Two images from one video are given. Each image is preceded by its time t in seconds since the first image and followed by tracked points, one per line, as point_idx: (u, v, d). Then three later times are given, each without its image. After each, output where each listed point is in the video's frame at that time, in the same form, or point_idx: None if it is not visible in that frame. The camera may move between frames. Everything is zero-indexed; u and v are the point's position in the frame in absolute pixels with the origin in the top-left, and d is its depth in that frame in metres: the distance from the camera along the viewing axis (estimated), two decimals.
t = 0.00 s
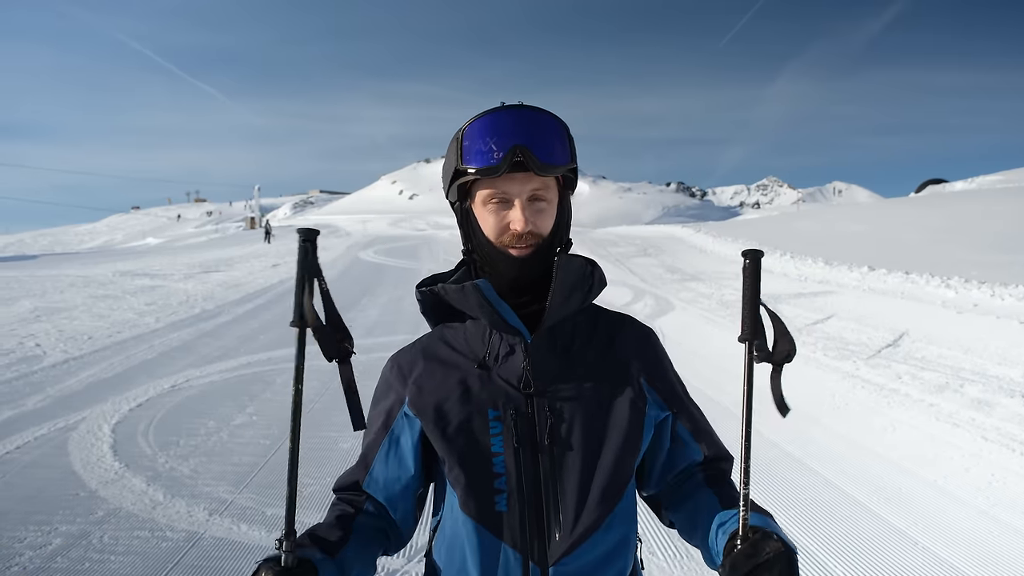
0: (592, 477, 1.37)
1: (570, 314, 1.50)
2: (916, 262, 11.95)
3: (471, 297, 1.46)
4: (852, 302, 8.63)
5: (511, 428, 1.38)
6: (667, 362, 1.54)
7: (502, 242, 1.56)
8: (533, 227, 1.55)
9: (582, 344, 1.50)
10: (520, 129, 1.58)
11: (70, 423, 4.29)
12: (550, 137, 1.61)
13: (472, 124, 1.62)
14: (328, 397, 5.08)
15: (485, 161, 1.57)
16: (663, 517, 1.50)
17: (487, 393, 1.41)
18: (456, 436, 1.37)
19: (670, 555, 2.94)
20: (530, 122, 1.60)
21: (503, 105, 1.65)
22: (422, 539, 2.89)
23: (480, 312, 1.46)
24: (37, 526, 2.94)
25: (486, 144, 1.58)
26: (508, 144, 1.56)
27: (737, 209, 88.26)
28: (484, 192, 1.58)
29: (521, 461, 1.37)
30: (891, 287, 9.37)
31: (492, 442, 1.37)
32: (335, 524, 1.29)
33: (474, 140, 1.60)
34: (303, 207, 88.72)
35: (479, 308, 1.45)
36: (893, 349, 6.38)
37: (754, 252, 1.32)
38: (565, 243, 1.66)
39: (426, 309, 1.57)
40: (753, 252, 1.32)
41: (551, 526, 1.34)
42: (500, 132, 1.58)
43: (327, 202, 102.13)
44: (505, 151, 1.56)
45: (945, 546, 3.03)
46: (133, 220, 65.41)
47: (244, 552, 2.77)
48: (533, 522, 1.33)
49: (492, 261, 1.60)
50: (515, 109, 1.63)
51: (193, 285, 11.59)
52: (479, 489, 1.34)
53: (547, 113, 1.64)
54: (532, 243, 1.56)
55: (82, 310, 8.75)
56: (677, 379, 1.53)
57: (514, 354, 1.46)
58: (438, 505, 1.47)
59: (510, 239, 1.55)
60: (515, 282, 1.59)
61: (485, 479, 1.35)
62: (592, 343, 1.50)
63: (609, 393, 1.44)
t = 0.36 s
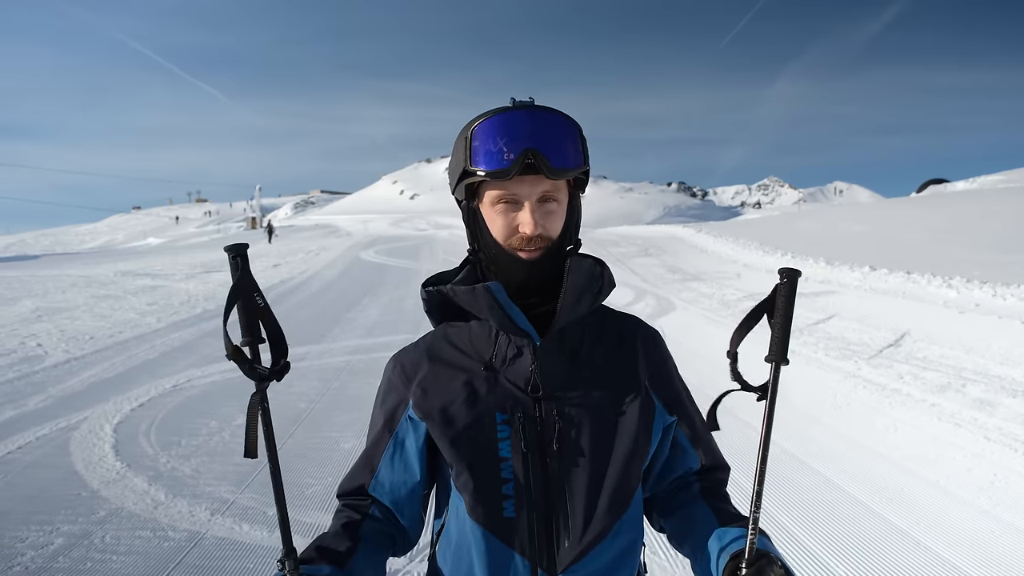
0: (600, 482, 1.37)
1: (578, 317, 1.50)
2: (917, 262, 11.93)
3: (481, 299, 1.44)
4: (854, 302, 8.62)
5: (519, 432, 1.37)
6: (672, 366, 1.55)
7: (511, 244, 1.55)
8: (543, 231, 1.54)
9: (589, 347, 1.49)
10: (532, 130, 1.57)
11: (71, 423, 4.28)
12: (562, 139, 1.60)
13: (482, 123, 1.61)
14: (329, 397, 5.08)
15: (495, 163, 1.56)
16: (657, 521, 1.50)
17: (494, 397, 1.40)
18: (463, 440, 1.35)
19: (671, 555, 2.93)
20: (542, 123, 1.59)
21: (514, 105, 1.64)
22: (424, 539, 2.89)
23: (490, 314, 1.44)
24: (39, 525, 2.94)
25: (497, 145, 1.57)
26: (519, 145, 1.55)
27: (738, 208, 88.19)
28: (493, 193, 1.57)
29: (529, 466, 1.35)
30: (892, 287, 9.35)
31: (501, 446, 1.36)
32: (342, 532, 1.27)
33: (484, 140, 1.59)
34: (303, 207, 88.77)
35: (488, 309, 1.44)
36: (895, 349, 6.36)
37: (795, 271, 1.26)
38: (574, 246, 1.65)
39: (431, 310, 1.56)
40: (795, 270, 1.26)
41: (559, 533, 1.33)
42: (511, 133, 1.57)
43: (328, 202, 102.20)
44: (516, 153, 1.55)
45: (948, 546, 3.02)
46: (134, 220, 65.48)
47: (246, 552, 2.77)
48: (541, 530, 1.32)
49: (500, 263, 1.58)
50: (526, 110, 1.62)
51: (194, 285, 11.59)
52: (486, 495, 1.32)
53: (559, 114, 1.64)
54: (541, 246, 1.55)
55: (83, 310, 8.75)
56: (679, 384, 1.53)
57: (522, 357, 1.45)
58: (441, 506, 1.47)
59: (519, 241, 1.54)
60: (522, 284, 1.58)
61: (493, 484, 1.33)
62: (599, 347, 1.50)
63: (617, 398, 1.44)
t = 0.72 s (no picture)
0: (601, 484, 1.37)
1: (580, 315, 1.50)
2: (918, 262, 11.92)
3: (481, 298, 1.44)
4: (855, 302, 8.61)
5: (520, 433, 1.37)
6: (676, 364, 1.55)
7: (512, 240, 1.55)
8: (543, 226, 1.54)
9: (591, 346, 1.49)
10: (531, 123, 1.57)
11: (72, 423, 4.28)
12: (562, 132, 1.59)
13: (481, 115, 1.61)
14: (329, 397, 5.07)
15: (494, 157, 1.55)
16: (661, 521, 1.50)
17: (494, 397, 1.40)
18: (463, 441, 1.35)
19: (673, 554, 2.92)
20: (541, 115, 1.59)
21: (514, 98, 1.64)
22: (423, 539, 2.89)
23: (490, 313, 1.44)
24: (39, 525, 2.94)
25: (496, 138, 1.56)
26: (519, 137, 1.55)
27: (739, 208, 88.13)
28: (493, 187, 1.56)
29: (529, 467, 1.35)
30: (893, 287, 9.35)
31: (501, 447, 1.36)
32: (346, 535, 1.27)
33: (483, 133, 1.59)
34: (303, 207, 88.76)
35: (488, 308, 1.44)
36: (895, 349, 6.36)
37: (786, 268, 1.23)
38: (575, 241, 1.64)
39: (430, 309, 1.56)
40: (786, 267, 1.23)
41: (560, 536, 1.33)
42: (510, 126, 1.56)
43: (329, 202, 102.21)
44: (515, 145, 1.55)
45: (949, 546, 3.02)
46: (135, 220, 65.49)
47: (247, 552, 2.76)
48: (542, 532, 1.32)
49: (500, 260, 1.58)
50: (526, 102, 1.61)
51: (195, 285, 11.59)
52: (486, 497, 1.32)
53: (559, 106, 1.63)
54: (541, 242, 1.55)
55: (84, 310, 8.75)
56: (682, 383, 1.53)
57: (523, 356, 1.45)
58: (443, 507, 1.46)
59: (519, 237, 1.53)
60: (524, 282, 1.58)
61: (493, 485, 1.33)
62: (601, 346, 1.50)
63: (618, 399, 1.43)
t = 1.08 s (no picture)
0: (604, 483, 1.37)
1: (581, 313, 1.50)
2: (918, 262, 11.91)
3: (482, 295, 1.43)
4: (855, 302, 8.60)
5: (522, 432, 1.37)
6: (676, 362, 1.55)
7: (510, 240, 1.55)
8: (541, 225, 1.54)
9: (593, 345, 1.49)
10: (527, 121, 1.56)
11: (72, 423, 4.28)
12: (558, 130, 1.59)
13: (477, 115, 1.60)
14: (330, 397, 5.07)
15: (490, 157, 1.55)
16: (660, 519, 1.51)
17: (497, 395, 1.39)
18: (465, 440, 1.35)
19: (673, 554, 2.92)
20: (537, 113, 1.59)
21: (510, 96, 1.63)
22: (423, 539, 2.89)
23: (492, 311, 1.43)
24: (40, 525, 2.94)
25: (491, 137, 1.56)
26: (515, 137, 1.55)
27: (738, 208, 88.11)
28: (490, 187, 1.56)
29: (533, 466, 1.35)
30: (894, 287, 9.34)
31: (504, 446, 1.35)
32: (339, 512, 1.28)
33: (479, 133, 1.59)
34: (304, 207, 88.78)
35: (489, 306, 1.43)
36: (896, 349, 6.35)
37: (765, 269, 1.26)
38: (574, 239, 1.65)
39: (429, 307, 1.56)
40: (765, 268, 1.26)
41: (564, 536, 1.33)
42: (505, 126, 1.56)
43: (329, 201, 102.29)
44: (511, 144, 1.54)
45: (949, 546, 3.02)
46: (136, 220, 65.51)
47: (247, 552, 2.76)
48: (546, 532, 1.32)
49: (498, 260, 1.58)
50: (521, 100, 1.60)
51: (196, 285, 11.60)
52: (489, 497, 1.32)
53: (556, 104, 1.63)
54: (539, 242, 1.55)
55: (85, 310, 8.76)
56: (682, 380, 1.53)
57: (525, 354, 1.45)
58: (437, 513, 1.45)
59: (517, 237, 1.54)
60: (524, 282, 1.59)
61: (495, 484, 1.33)
62: (603, 343, 1.50)
63: (621, 397, 1.43)
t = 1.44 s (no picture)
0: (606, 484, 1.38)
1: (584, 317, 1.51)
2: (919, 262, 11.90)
3: (496, 295, 1.43)
4: (856, 302, 8.60)
5: (525, 435, 1.36)
6: (660, 369, 1.59)
7: (521, 244, 1.53)
8: (554, 230, 1.54)
9: (590, 349, 1.51)
10: (541, 128, 1.56)
11: (73, 423, 4.29)
12: (573, 137, 1.60)
13: (491, 119, 1.58)
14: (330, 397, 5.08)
15: (506, 161, 1.54)
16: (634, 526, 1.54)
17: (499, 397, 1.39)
18: (469, 442, 1.34)
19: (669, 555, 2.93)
20: (552, 120, 1.59)
21: (522, 102, 1.63)
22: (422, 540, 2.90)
23: (501, 313, 1.43)
24: (40, 525, 2.94)
25: (507, 142, 1.55)
26: (531, 143, 1.55)
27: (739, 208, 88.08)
28: (502, 190, 1.55)
29: (535, 469, 1.35)
30: (894, 287, 9.34)
31: (506, 449, 1.35)
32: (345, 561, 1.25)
33: (492, 136, 1.57)
34: (304, 207, 88.83)
35: (501, 307, 1.43)
36: (896, 349, 6.35)
37: (739, 288, 1.28)
38: (578, 246, 1.66)
39: (428, 307, 1.52)
40: (738, 286, 1.28)
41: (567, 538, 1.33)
42: (520, 131, 1.55)
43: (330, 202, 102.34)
44: (528, 150, 1.54)
45: (949, 546, 3.02)
46: (136, 220, 65.56)
47: (247, 552, 2.76)
48: (549, 535, 1.31)
49: (506, 263, 1.57)
50: (535, 107, 1.61)
51: (196, 285, 11.61)
52: (493, 500, 1.31)
53: (569, 111, 1.63)
54: (551, 247, 1.55)
55: (85, 309, 8.77)
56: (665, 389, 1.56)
57: (528, 357, 1.44)
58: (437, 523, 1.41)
59: (529, 241, 1.53)
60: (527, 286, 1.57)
61: (499, 488, 1.32)
62: (599, 348, 1.52)
63: (617, 400, 1.46)
